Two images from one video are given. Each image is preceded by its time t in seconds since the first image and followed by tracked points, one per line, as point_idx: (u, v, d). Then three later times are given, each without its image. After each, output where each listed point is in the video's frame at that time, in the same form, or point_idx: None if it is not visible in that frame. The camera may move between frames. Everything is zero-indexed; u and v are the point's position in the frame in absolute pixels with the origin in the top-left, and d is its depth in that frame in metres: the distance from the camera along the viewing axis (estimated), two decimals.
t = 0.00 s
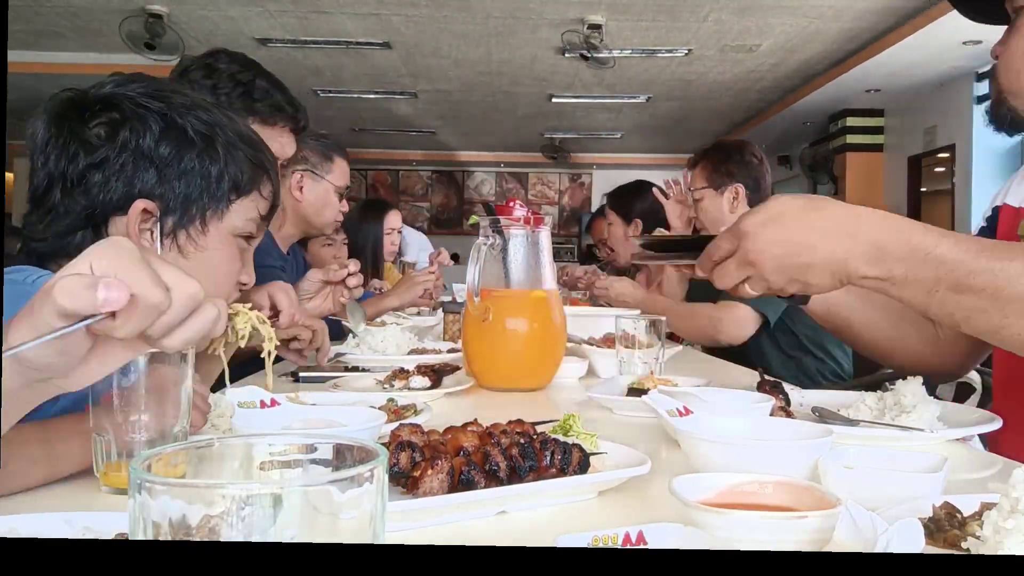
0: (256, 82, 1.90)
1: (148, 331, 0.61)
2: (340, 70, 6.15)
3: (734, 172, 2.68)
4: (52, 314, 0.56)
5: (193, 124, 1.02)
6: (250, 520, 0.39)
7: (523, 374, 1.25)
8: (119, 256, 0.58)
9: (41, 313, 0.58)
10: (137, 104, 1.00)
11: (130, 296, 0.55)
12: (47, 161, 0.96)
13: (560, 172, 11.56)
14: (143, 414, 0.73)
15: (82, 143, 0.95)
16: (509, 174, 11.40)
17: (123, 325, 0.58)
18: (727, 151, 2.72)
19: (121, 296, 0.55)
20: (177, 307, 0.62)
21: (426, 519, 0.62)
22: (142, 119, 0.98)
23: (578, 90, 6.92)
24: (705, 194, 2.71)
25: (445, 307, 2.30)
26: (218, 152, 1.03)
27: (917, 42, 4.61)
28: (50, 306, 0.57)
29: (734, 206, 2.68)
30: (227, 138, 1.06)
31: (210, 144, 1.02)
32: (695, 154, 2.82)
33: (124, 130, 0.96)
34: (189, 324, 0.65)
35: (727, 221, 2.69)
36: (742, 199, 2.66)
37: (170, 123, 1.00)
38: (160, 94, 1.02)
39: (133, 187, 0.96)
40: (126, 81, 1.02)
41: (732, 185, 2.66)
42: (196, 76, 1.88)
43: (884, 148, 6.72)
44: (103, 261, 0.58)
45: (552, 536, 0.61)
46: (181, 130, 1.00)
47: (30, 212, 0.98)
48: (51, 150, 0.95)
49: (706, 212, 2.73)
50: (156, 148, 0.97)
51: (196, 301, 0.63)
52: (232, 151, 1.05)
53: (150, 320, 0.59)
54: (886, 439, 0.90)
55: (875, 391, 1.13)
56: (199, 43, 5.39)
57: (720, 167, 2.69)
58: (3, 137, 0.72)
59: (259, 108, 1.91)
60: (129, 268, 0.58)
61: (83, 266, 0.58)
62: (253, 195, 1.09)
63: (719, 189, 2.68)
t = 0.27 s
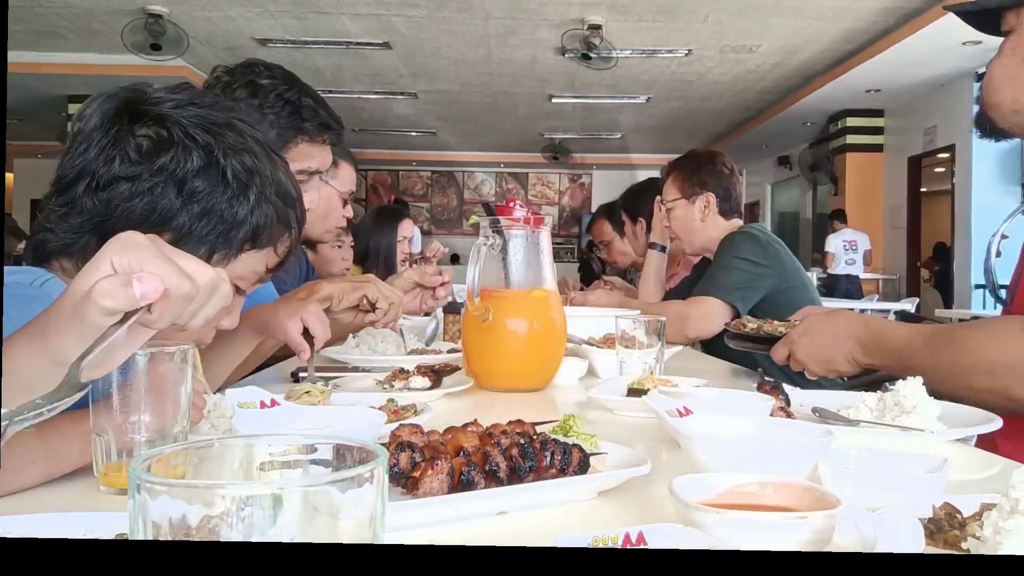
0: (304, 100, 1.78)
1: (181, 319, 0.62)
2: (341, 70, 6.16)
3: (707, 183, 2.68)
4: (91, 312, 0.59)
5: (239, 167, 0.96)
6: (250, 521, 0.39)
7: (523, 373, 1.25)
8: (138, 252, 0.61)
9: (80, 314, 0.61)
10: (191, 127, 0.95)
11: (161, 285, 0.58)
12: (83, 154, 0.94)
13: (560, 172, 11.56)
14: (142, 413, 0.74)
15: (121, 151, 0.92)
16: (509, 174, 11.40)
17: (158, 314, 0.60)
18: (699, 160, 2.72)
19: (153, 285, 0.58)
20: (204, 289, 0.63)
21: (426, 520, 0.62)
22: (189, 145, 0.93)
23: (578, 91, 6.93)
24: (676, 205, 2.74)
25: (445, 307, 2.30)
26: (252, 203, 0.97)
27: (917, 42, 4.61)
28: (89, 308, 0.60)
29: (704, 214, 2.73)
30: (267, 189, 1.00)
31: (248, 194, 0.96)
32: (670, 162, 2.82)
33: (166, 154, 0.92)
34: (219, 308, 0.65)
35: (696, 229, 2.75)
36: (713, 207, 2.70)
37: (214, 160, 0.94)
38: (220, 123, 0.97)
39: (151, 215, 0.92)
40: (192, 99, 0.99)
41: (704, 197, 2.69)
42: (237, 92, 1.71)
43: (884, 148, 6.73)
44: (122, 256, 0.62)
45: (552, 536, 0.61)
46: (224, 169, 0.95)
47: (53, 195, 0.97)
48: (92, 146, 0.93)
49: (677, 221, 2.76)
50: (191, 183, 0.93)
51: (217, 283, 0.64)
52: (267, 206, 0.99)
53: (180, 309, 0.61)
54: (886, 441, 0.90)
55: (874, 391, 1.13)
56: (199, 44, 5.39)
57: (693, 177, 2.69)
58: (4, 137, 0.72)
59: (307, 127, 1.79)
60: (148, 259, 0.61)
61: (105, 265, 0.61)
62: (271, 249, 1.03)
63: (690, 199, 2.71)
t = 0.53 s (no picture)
0: (327, 111, 1.77)
1: (178, 321, 0.64)
2: (341, 70, 6.16)
3: (709, 184, 2.68)
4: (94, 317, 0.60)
5: (221, 162, 0.95)
6: (250, 521, 0.39)
7: (523, 374, 1.25)
8: (138, 251, 0.63)
9: (83, 318, 0.62)
10: (171, 123, 0.94)
11: (165, 288, 0.58)
12: (68, 150, 0.94)
13: (559, 172, 11.57)
14: (143, 413, 0.74)
15: (102, 147, 0.92)
16: (509, 174, 11.41)
17: (160, 317, 0.62)
18: (699, 162, 2.73)
19: (158, 290, 0.58)
20: (205, 292, 0.66)
21: (427, 520, 0.62)
22: (169, 140, 0.93)
23: (578, 91, 6.93)
24: (679, 207, 2.71)
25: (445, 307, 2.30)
26: (235, 198, 0.96)
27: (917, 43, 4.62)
28: (91, 312, 0.60)
29: (707, 215, 2.71)
30: (252, 184, 0.98)
31: (228, 188, 0.95)
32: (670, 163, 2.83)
33: (145, 149, 0.92)
34: (216, 308, 0.69)
35: (699, 231, 2.73)
36: (715, 207, 2.69)
37: (194, 156, 0.94)
38: (204, 118, 0.97)
39: (132, 212, 0.92)
40: (176, 95, 0.98)
41: (706, 197, 2.68)
42: (261, 98, 1.67)
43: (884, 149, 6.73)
44: (124, 256, 0.63)
45: (552, 536, 0.61)
46: (204, 164, 0.94)
47: (41, 192, 0.97)
48: (75, 143, 0.93)
49: (680, 222, 2.74)
50: (170, 178, 0.92)
51: (218, 284, 0.67)
52: (250, 201, 0.98)
53: (180, 312, 0.63)
54: (885, 441, 0.90)
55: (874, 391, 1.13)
56: (199, 44, 5.40)
57: (692, 179, 2.69)
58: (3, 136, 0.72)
59: (329, 139, 1.77)
60: (151, 261, 0.63)
61: (107, 265, 0.62)
62: (257, 245, 1.02)
63: (691, 200, 2.69)
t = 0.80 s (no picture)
0: (400, 140, 1.98)
1: (179, 324, 0.65)
2: (341, 71, 6.16)
3: (692, 195, 2.68)
4: (97, 319, 0.61)
5: (225, 165, 0.95)
6: (250, 522, 0.39)
7: (523, 376, 1.25)
8: (141, 254, 0.63)
9: (84, 320, 0.62)
10: (175, 127, 0.94)
11: (168, 293, 0.58)
12: (73, 156, 0.94)
13: (559, 172, 11.58)
14: (143, 413, 0.74)
15: (106, 152, 0.92)
16: (509, 175, 11.42)
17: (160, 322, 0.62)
18: (677, 171, 2.73)
19: (161, 295, 0.58)
20: (206, 296, 0.67)
21: (427, 520, 0.62)
22: (172, 144, 0.92)
23: (578, 91, 6.94)
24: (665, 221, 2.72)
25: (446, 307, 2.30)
26: (240, 202, 0.97)
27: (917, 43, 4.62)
28: (93, 314, 0.61)
29: (695, 225, 2.72)
30: (257, 188, 0.99)
31: (234, 193, 0.96)
32: (648, 178, 2.82)
33: (149, 153, 0.91)
34: (218, 311, 0.69)
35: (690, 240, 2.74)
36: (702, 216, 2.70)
37: (199, 160, 0.93)
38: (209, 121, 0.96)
39: (137, 217, 0.92)
40: (182, 98, 0.98)
41: (692, 208, 2.69)
42: (336, 131, 1.90)
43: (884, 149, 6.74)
44: (125, 260, 0.62)
45: (552, 537, 0.61)
46: (208, 168, 0.94)
47: (48, 198, 0.98)
48: (79, 149, 0.93)
49: (668, 235, 2.74)
50: (175, 182, 0.92)
51: (218, 288, 0.68)
52: (256, 205, 0.98)
53: (180, 316, 0.64)
54: (885, 442, 0.90)
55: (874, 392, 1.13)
56: (199, 44, 5.41)
57: (674, 193, 2.69)
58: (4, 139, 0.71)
59: (400, 165, 1.97)
60: (152, 264, 0.63)
61: (110, 267, 0.62)
62: (263, 248, 1.02)
63: (677, 213, 2.70)
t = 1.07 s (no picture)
0: (379, 136, 1.89)
1: (182, 329, 0.67)
2: (341, 72, 6.17)
3: (686, 201, 2.70)
4: (99, 327, 0.60)
5: (223, 164, 0.95)
6: (250, 521, 0.39)
7: (522, 376, 1.25)
8: (147, 258, 0.64)
9: (87, 326, 0.61)
10: (172, 126, 0.94)
11: (174, 301, 0.58)
12: (73, 157, 0.94)
13: (559, 173, 11.61)
14: (142, 414, 0.74)
15: (105, 153, 0.92)
16: (509, 175, 11.44)
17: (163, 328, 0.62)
18: (671, 178, 2.75)
19: (167, 303, 0.58)
20: (210, 303, 0.68)
21: (426, 521, 0.62)
22: (169, 144, 0.92)
23: (578, 92, 6.95)
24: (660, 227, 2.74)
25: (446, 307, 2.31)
26: (238, 200, 0.97)
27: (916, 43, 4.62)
28: (97, 322, 0.60)
29: (690, 231, 2.74)
30: (258, 187, 0.99)
31: (232, 191, 0.96)
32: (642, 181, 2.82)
33: (147, 153, 0.92)
34: (221, 317, 0.71)
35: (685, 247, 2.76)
36: (696, 223, 2.72)
37: (195, 159, 0.94)
38: (205, 120, 0.96)
39: (137, 217, 0.93)
40: (181, 95, 0.97)
41: (686, 214, 2.70)
42: (316, 118, 1.81)
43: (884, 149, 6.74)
44: (132, 264, 0.64)
45: (552, 537, 0.61)
46: (206, 167, 0.94)
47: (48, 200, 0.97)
48: (80, 150, 0.93)
49: (663, 242, 2.76)
50: (173, 181, 0.93)
51: (222, 295, 0.70)
52: (255, 202, 0.98)
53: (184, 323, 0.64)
54: (886, 441, 0.90)
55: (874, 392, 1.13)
56: (199, 45, 5.41)
57: (669, 198, 2.71)
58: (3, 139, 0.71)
59: (377, 161, 1.87)
60: (158, 272, 0.64)
61: (115, 272, 0.63)
62: (266, 245, 1.03)
63: (672, 219, 2.71)
